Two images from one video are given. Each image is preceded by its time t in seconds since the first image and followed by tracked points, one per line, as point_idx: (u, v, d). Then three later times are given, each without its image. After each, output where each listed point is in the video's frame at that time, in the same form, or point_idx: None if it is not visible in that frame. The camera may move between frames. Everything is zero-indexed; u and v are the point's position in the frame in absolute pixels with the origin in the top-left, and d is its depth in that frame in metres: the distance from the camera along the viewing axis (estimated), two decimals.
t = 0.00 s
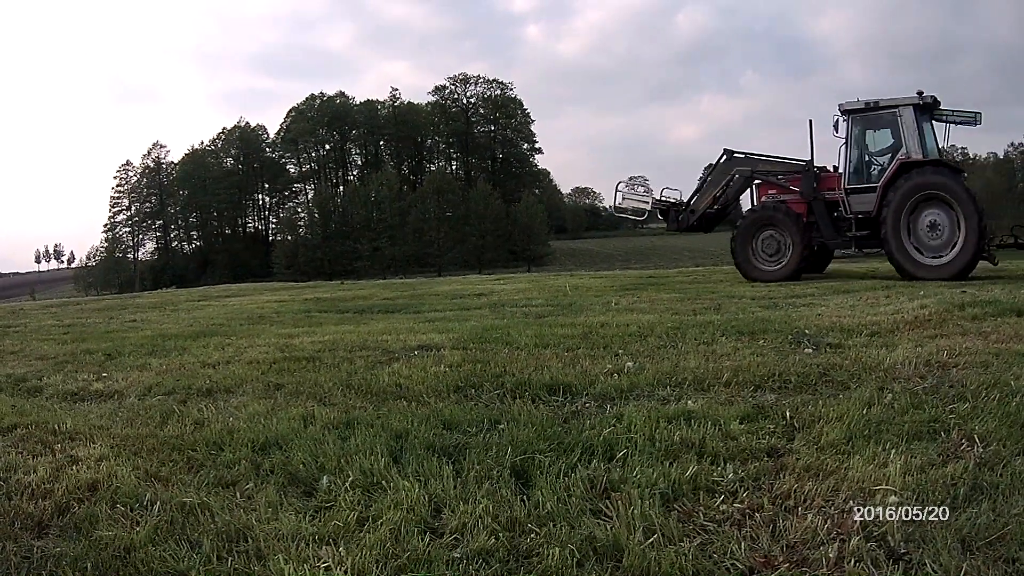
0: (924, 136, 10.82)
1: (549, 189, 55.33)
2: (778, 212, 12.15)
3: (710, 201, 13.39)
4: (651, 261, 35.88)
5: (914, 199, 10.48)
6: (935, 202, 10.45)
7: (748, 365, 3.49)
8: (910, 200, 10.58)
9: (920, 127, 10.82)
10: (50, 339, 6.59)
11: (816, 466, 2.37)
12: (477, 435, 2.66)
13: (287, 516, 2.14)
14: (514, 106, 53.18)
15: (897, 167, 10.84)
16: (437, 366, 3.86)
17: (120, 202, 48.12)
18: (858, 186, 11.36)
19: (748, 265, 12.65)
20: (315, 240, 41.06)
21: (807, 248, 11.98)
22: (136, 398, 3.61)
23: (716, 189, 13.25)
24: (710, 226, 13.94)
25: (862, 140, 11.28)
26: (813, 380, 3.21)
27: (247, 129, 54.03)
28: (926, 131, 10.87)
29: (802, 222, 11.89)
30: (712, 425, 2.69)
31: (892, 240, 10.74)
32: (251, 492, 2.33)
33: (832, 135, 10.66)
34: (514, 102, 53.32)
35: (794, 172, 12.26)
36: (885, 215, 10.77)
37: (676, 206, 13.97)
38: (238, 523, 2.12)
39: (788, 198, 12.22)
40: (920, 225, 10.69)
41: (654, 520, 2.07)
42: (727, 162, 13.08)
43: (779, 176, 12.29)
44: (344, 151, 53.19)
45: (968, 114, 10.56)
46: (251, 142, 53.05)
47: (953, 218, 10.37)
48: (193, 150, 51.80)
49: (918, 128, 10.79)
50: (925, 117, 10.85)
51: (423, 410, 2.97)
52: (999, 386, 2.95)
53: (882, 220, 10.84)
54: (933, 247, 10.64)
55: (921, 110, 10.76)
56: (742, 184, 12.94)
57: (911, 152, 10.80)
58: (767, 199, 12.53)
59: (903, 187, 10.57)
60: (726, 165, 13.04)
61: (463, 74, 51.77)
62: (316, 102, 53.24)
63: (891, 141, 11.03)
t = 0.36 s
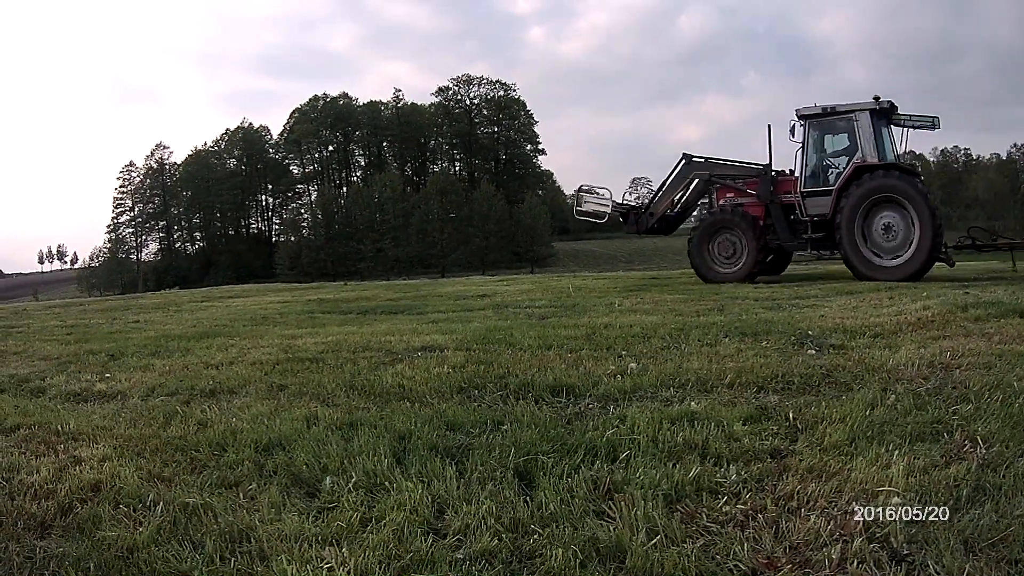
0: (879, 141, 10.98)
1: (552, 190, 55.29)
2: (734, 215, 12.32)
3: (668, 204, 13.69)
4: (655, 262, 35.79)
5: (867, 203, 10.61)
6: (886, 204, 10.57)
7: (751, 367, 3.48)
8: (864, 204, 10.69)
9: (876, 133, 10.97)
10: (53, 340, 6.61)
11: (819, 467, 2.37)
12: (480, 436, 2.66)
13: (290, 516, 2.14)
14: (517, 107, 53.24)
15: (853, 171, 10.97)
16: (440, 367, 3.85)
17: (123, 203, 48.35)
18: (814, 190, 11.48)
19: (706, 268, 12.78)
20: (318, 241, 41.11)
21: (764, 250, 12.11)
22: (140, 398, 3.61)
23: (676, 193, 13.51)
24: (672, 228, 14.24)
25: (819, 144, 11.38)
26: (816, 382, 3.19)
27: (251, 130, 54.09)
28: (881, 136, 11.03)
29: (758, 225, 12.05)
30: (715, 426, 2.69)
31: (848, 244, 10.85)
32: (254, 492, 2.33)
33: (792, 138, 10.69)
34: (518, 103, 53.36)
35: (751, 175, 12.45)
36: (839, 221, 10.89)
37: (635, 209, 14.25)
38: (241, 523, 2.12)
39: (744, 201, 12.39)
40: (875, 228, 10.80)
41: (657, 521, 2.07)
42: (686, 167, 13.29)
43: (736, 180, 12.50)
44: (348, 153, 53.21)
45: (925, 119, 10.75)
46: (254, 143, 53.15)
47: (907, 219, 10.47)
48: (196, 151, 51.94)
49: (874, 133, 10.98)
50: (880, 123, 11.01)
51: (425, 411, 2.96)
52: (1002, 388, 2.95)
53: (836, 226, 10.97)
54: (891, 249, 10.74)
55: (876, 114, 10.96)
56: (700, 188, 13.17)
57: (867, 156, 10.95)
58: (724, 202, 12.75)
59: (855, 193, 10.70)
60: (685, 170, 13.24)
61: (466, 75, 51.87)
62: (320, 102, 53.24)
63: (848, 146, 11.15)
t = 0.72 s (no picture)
0: (833, 145, 11.43)
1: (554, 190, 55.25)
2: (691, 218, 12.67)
3: (630, 207, 14.07)
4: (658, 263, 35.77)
5: (820, 206, 11.03)
6: (838, 205, 10.97)
7: (753, 367, 3.48)
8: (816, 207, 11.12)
9: (830, 136, 11.43)
10: (56, 340, 6.62)
11: (821, 468, 2.37)
12: (482, 437, 2.66)
13: (293, 517, 2.14)
14: (519, 108, 53.31)
15: (806, 173, 11.37)
16: (442, 367, 3.85)
17: (126, 203, 48.52)
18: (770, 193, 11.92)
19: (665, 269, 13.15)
20: (321, 241, 41.14)
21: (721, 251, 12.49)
22: (142, 399, 3.61)
23: (638, 196, 13.92)
24: (636, 229, 14.64)
25: (775, 148, 11.85)
26: (818, 383, 3.19)
27: (254, 130, 54.10)
28: (836, 140, 11.49)
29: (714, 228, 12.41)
30: (718, 427, 2.68)
31: (803, 246, 11.27)
32: (256, 493, 2.32)
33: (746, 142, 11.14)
34: (520, 104, 53.40)
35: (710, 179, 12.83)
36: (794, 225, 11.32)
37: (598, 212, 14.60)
38: (244, 523, 2.12)
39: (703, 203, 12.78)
40: (829, 230, 11.23)
41: (659, 522, 2.07)
42: (645, 171, 13.61)
43: (694, 183, 12.85)
44: (349, 153, 53.18)
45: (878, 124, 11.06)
46: (257, 144, 53.22)
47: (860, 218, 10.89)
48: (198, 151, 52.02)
49: (827, 136, 11.41)
50: (835, 126, 11.49)
51: (427, 412, 2.96)
52: (1003, 388, 2.94)
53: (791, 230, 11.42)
54: (847, 248, 11.16)
55: (828, 118, 11.41)
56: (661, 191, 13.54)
57: (821, 159, 11.35)
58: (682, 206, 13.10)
59: (806, 197, 11.13)
60: (645, 173, 13.59)
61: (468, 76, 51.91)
62: (322, 103, 53.18)
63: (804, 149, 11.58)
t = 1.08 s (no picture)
0: (789, 149, 11.82)
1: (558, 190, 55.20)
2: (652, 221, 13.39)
3: (596, 210, 14.69)
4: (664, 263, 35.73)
5: (771, 210, 11.46)
6: (788, 210, 11.42)
7: (759, 367, 3.47)
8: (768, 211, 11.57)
9: (786, 140, 11.82)
10: (61, 339, 6.65)
11: (826, 467, 2.36)
12: (487, 436, 2.66)
13: (297, 516, 2.14)
14: (524, 108, 53.15)
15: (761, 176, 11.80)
16: (447, 367, 3.85)
17: (131, 203, 48.68)
18: (727, 196, 12.38)
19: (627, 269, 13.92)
20: (325, 241, 41.15)
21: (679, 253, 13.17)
22: (147, 398, 3.61)
23: (602, 200, 14.62)
24: (600, 231, 15.32)
25: (734, 153, 12.32)
26: (823, 383, 3.18)
27: (258, 130, 54.09)
28: (792, 144, 11.87)
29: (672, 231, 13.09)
30: (723, 427, 2.68)
31: (758, 248, 11.66)
32: (261, 492, 2.33)
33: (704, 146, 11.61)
34: (525, 104, 53.28)
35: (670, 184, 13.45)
36: (748, 231, 11.75)
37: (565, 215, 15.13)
38: (248, 523, 2.12)
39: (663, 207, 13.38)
40: (783, 234, 11.65)
41: (664, 521, 2.07)
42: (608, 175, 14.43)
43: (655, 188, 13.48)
44: (355, 152, 52.75)
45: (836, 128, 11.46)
46: (262, 144, 53.39)
47: (810, 219, 11.31)
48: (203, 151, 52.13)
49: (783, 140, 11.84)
50: (790, 130, 11.87)
51: (433, 411, 2.96)
52: (1008, 388, 2.94)
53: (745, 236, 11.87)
54: (801, 250, 11.54)
55: (784, 123, 11.83)
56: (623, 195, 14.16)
57: (777, 163, 11.78)
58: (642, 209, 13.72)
59: (758, 202, 11.59)
60: (609, 178, 14.30)
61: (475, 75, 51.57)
62: (327, 102, 52.55)
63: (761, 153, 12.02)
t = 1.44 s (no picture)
0: (746, 153, 12.18)
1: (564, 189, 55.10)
2: (616, 223, 13.87)
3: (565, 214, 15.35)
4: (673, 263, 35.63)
5: (727, 217, 11.99)
6: (743, 215, 11.95)
7: (766, 366, 3.47)
8: (724, 218, 12.11)
9: (743, 144, 12.18)
10: (68, 338, 6.67)
11: (832, 467, 2.36)
12: (494, 435, 2.66)
13: (304, 515, 2.13)
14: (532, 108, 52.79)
15: (721, 181, 12.16)
16: (454, 367, 3.84)
17: (138, 203, 48.83)
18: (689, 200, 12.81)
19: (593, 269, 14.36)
20: (331, 240, 41.17)
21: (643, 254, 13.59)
22: (154, 398, 3.60)
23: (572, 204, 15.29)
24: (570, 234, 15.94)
25: (697, 158, 12.64)
26: (829, 383, 3.17)
27: (265, 130, 54.18)
28: (749, 147, 12.24)
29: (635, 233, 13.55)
30: (729, 427, 2.67)
31: (718, 253, 12.19)
32: (268, 491, 2.33)
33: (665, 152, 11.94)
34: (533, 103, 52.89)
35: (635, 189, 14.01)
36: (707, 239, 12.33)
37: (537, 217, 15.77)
38: (255, 522, 2.12)
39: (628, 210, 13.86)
40: (742, 237, 12.16)
41: (670, 521, 2.06)
42: (578, 180, 15.13)
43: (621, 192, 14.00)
44: (361, 153, 53.34)
45: (795, 128, 11.86)
46: (269, 144, 53.53)
47: (766, 222, 11.80)
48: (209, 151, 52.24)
49: (742, 144, 12.19)
50: (746, 134, 12.24)
51: (440, 411, 2.95)
52: (1015, 389, 2.92)
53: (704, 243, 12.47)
54: (761, 252, 12.02)
55: (742, 127, 12.19)
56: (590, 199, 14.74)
57: (734, 166, 12.15)
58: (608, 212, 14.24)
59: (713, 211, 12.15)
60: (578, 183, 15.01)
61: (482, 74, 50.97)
62: (334, 102, 53.24)
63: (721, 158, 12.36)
